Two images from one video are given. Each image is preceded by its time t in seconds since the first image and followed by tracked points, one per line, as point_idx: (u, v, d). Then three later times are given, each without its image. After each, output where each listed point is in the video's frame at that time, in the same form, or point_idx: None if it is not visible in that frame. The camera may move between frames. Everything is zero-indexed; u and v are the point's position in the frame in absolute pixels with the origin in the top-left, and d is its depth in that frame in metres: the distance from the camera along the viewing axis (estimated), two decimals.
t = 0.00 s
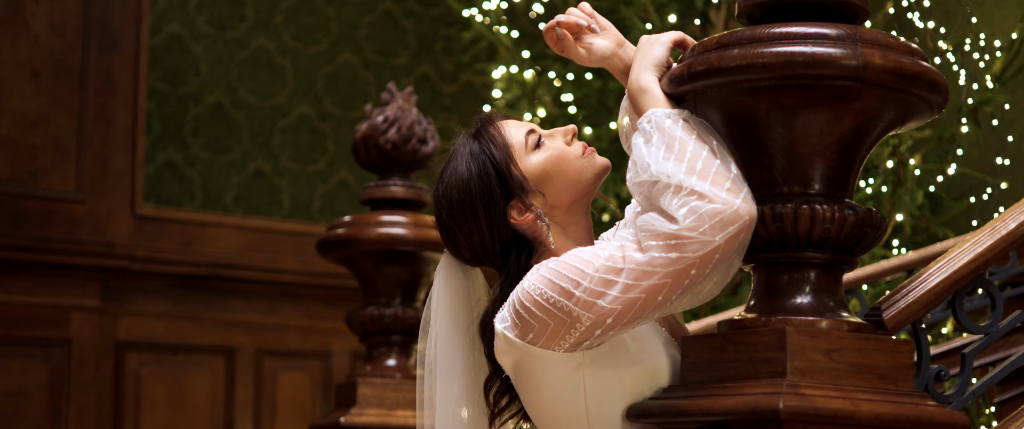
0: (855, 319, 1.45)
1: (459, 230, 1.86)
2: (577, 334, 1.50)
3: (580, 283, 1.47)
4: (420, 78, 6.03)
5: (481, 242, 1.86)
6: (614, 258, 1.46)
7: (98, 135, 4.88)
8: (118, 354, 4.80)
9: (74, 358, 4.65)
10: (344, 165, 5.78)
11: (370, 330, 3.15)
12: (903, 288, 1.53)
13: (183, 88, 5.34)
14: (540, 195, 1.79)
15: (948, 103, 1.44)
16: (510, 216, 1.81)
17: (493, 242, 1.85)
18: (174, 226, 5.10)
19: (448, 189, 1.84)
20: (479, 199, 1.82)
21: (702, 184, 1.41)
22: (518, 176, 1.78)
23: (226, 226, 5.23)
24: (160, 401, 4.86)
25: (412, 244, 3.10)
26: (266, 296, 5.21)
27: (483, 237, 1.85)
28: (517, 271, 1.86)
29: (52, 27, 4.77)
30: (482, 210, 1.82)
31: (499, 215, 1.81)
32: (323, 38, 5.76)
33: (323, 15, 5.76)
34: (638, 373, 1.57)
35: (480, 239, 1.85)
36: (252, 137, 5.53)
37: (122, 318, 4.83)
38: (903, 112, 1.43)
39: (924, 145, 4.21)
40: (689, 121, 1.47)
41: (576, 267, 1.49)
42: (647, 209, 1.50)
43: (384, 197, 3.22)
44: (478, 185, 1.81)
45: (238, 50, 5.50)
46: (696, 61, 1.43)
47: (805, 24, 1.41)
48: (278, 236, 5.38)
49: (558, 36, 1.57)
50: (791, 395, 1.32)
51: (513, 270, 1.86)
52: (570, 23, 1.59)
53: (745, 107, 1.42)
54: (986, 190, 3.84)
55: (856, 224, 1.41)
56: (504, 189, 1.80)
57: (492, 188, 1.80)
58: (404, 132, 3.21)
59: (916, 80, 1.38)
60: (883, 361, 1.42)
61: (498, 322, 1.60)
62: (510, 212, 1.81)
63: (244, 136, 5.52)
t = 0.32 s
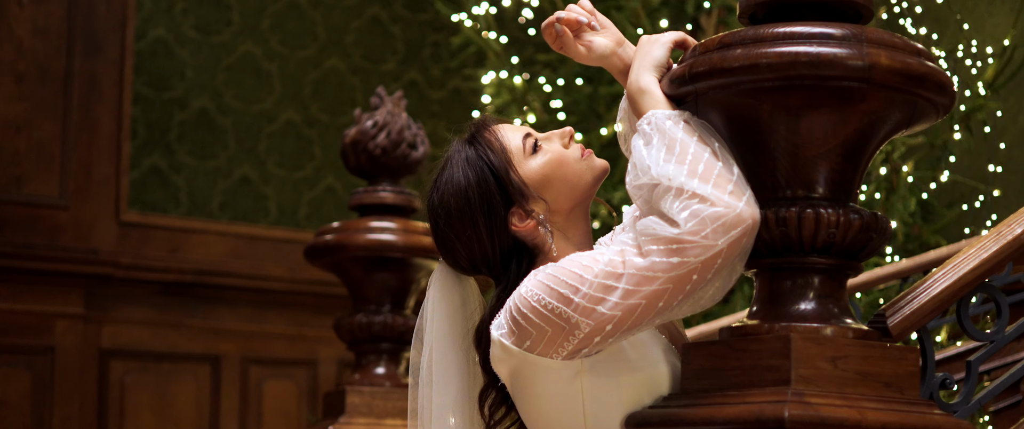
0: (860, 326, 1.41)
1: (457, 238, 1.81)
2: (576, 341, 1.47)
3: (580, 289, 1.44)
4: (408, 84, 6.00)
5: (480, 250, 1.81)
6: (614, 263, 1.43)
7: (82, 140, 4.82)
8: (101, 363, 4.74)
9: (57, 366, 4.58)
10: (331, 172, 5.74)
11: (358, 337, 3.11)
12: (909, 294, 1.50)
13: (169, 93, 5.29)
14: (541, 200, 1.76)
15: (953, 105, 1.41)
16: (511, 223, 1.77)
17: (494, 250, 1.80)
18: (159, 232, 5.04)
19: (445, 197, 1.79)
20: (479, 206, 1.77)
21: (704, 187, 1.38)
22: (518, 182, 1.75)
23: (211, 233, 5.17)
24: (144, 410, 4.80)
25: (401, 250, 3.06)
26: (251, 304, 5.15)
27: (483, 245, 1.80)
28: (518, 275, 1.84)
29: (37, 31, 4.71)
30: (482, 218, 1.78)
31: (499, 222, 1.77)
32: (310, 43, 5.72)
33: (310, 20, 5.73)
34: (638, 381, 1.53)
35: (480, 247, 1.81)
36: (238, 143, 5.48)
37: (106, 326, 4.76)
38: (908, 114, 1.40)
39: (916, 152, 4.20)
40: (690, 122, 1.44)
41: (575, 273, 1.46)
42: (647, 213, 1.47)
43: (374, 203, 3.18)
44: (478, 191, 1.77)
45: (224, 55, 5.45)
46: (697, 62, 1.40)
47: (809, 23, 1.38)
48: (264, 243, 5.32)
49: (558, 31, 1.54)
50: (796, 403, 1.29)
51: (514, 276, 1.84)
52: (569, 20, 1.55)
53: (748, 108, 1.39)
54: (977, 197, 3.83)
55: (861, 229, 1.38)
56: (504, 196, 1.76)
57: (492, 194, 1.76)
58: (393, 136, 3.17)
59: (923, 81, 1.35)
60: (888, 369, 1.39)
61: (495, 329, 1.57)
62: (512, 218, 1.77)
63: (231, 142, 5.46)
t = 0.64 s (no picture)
0: (867, 333, 1.38)
1: (455, 243, 1.78)
2: (576, 350, 1.43)
3: (580, 296, 1.40)
4: (396, 90, 5.96)
5: (478, 257, 1.78)
6: (616, 270, 1.39)
7: (67, 146, 4.77)
8: (86, 371, 4.67)
9: (41, 375, 4.52)
10: (319, 179, 5.69)
11: (348, 345, 3.07)
12: (916, 301, 1.46)
13: (155, 99, 5.24)
14: (542, 206, 1.73)
15: (962, 108, 1.38)
16: (510, 230, 1.75)
17: (491, 257, 1.77)
18: (145, 239, 4.98)
19: (444, 201, 1.76)
20: (477, 212, 1.74)
21: (708, 191, 1.35)
22: (519, 188, 1.72)
23: (198, 240, 5.12)
24: (130, 419, 4.73)
25: (392, 257, 3.03)
26: (238, 313, 5.09)
27: (482, 251, 1.77)
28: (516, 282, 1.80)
29: (21, 35, 4.66)
30: (481, 224, 1.75)
31: (498, 230, 1.74)
32: (298, 49, 5.68)
33: (298, 26, 5.69)
34: (639, 390, 1.51)
35: (478, 253, 1.78)
36: (225, 149, 5.43)
37: (91, 334, 4.70)
38: (917, 117, 1.37)
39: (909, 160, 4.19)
40: (693, 125, 1.40)
41: (575, 279, 1.42)
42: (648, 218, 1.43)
43: (364, 209, 3.14)
44: (477, 197, 1.74)
45: (211, 60, 5.41)
46: (701, 63, 1.37)
47: (815, 24, 1.34)
48: (252, 250, 5.27)
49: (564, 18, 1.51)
50: (804, 413, 1.26)
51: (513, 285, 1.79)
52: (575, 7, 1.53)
53: (753, 111, 1.36)
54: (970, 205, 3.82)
55: (869, 234, 1.35)
56: (503, 202, 1.73)
57: (492, 200, 1.73)
58: (384, 142, 3.14)
59: (933, 84, 1.32)
60: (896, 377, 1.36)
61: (492, 337, 1.52)
62: (512, 225, 1.74)
63: (218, 148, 5.41)
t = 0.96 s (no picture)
0: (877, 342, 1.35)
1: (453, 243, 1.77)
2: (579, 360, 1.39)
3: (583, 305, 1.36)
4: (386, 97, 5.92)
5: (474, 260, 1.77)
6: (620, 278, 1.35)
7: (54, 152, 4.72)
8: (73, 380, 4.62)
9: (27, 384, 4.46)
10: (308, 187, 5.64)
11: (340, 354, 3.03)
12: (924, 310, 1.44)
13: (143, 105, 5.19)
14: (544, 217, 1.69)
15: (974, 111, 1.35)
16: (508, 238, 1.72)
17: (487, 263, 1.76)
18: (133, 246, 4.93)
19: (445, 198, 1.75)
20: (476, 217, 1.72)
21: (714, 196, 1.31)
22: (521, 196, 1.69)
23: (186, 247, 5.06)
24: None
25: (384, 265, 2.99)
26: (226, 321, 5.04)
27: (477, 252, 1.76)
28: (513, 291, 1.78)
29: (8, 40, 4.62)
30: (478, 229, 1.73)
31: (497, 236, 1.72)
32: (287, 55, 5.64)
33: (288, 32, 5.65)
34: (643, 400, 1.49)
35: (474, 255, 1.76)
36: (213, 156, 5.38)
37: (77, 342, 4.64)
38: (928, 121, 1.34)
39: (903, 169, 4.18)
40: (699, 129, 1.37)
41: (578, 288, 1.38)
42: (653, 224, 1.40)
43: (355, 216, 3.10)
44: (477, 199, 1.72)
45: (200, 66, 5.36)
46: (708, 65, 1.34)
47: (824, 25, 1.31)
48: (240, 258, 5.22)
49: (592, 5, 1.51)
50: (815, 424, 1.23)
51: (509, 292, 1.78)
52: None
53: (762, 113, 1.33)
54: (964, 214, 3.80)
55: (880, 240, 1.32)
56: (504, 208, 1.71)
57: (492, 205, 1.71)
58: (377, 149, 3.10)
59: (944, 86, 1.29)
60: (908, 387, 1.33)
61: (493, 346, 1.47)
62: (511, 232, 1.72)
63: (206, 155, 5.36)
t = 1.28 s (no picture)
0: (889, 350, 1.32)
1: (451, 235, 1.80)
2: (584, 369, 1.35)
3: (588, 313, 1.32)
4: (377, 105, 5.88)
5: (467, 255, 1.80)
6: (626, 285, 1.31)
7: (41, 158, 4.67)
8: (59, 389, 4.57)
9: (13, 393, 4.41)
10: (298, 195, 5.60)
11: (332, 363, 2.99)
12: (935, 318, 1.40)
13: (131, 112, 5.15)
14: (538, 228, 1.69)
15: (988, 114, 1.32)
16: (501, 241, 1.74)
17: (479, 260, 1.79)
18: (121, 254, 4.88)
19: (448, 190, 1.76)
20: (472, 213, 1.74)
21: (723, 200, 1.26)
22: (518, 202, 1.68)
23: (174, 255, 5.00)
24: None
25: (378, 272, 2.96)
26: (215, 330, 4.99)
27: (472, 249, 1.79)
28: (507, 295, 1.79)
29: None
30: (474, 227, 1.75)
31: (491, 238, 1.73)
32: (277, 62, 5.60)
33: (278, 39, 5.61)
34: (649, 413, 1.45)
35: (468, 251, 1.79)
36: (202, 163, 5.34)
37: (64, 351, 4.59)
38: (942, 123, 1.31)
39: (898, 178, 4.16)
40: (708, 132, 1.33)
41: (583, 295, 1.34)
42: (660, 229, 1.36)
43: (349, 223, 3.07)
44: (478, 199, 1.73)
45: (189, 73, 5.33)
46: (717, 66, 1.30)
47: (836, 26, 1.28)
48: (230, 267, 5.17)
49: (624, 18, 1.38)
50: None
51: (503, 295, 1.79)
52: None
53: (772, 116, 1.30)
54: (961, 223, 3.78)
55: (893, 246, 1.29)
56: (501, 213, 1.71)
57: (490, 208, 1.72)
58: (370, 155, 3.07)
59: (959, 89, 1.26)
60: (920, 396, 1.30)
61: (494, 356, 1.45)
62: (506, 236, 1.73)
63: (195, 162, 5.32)
